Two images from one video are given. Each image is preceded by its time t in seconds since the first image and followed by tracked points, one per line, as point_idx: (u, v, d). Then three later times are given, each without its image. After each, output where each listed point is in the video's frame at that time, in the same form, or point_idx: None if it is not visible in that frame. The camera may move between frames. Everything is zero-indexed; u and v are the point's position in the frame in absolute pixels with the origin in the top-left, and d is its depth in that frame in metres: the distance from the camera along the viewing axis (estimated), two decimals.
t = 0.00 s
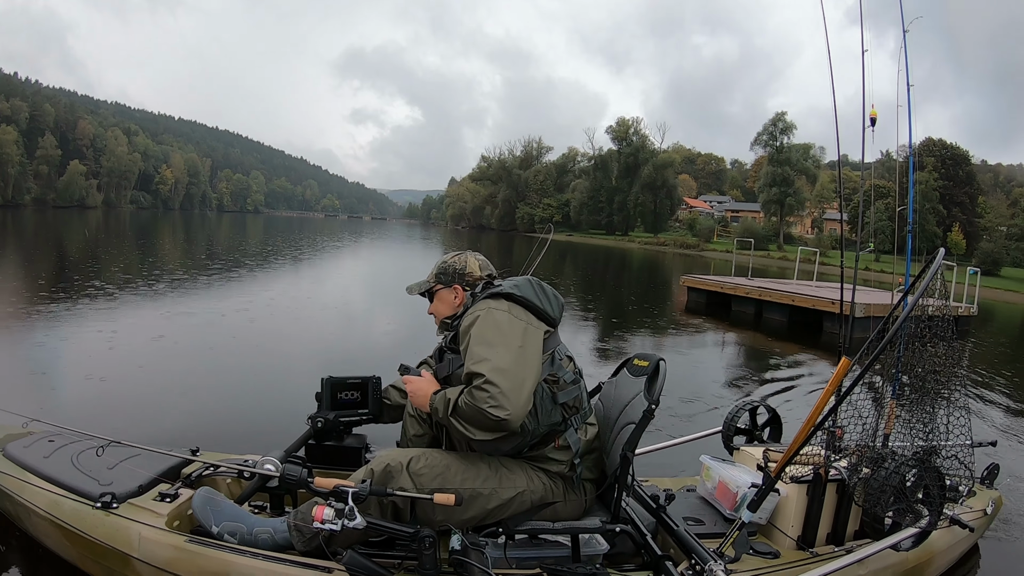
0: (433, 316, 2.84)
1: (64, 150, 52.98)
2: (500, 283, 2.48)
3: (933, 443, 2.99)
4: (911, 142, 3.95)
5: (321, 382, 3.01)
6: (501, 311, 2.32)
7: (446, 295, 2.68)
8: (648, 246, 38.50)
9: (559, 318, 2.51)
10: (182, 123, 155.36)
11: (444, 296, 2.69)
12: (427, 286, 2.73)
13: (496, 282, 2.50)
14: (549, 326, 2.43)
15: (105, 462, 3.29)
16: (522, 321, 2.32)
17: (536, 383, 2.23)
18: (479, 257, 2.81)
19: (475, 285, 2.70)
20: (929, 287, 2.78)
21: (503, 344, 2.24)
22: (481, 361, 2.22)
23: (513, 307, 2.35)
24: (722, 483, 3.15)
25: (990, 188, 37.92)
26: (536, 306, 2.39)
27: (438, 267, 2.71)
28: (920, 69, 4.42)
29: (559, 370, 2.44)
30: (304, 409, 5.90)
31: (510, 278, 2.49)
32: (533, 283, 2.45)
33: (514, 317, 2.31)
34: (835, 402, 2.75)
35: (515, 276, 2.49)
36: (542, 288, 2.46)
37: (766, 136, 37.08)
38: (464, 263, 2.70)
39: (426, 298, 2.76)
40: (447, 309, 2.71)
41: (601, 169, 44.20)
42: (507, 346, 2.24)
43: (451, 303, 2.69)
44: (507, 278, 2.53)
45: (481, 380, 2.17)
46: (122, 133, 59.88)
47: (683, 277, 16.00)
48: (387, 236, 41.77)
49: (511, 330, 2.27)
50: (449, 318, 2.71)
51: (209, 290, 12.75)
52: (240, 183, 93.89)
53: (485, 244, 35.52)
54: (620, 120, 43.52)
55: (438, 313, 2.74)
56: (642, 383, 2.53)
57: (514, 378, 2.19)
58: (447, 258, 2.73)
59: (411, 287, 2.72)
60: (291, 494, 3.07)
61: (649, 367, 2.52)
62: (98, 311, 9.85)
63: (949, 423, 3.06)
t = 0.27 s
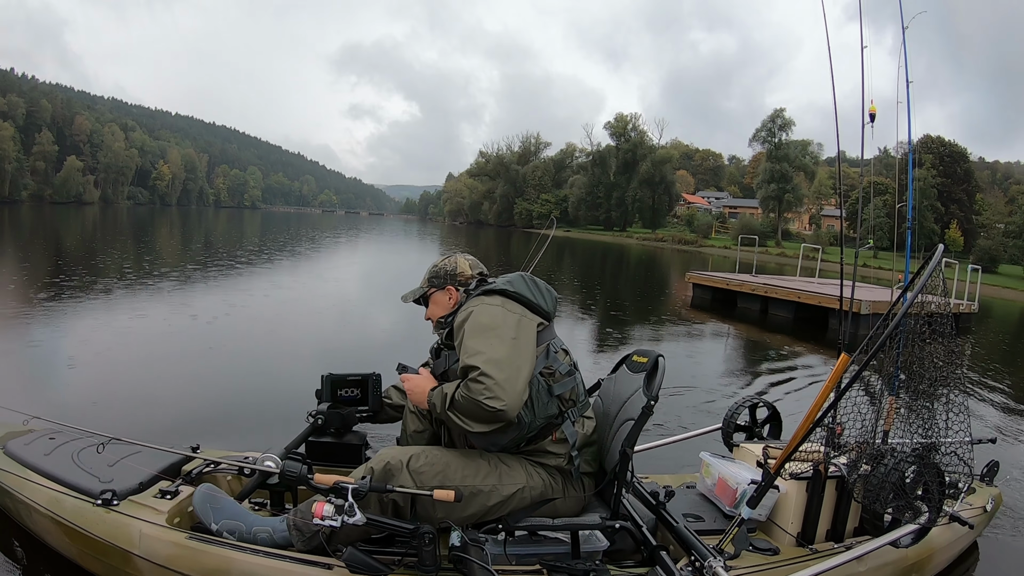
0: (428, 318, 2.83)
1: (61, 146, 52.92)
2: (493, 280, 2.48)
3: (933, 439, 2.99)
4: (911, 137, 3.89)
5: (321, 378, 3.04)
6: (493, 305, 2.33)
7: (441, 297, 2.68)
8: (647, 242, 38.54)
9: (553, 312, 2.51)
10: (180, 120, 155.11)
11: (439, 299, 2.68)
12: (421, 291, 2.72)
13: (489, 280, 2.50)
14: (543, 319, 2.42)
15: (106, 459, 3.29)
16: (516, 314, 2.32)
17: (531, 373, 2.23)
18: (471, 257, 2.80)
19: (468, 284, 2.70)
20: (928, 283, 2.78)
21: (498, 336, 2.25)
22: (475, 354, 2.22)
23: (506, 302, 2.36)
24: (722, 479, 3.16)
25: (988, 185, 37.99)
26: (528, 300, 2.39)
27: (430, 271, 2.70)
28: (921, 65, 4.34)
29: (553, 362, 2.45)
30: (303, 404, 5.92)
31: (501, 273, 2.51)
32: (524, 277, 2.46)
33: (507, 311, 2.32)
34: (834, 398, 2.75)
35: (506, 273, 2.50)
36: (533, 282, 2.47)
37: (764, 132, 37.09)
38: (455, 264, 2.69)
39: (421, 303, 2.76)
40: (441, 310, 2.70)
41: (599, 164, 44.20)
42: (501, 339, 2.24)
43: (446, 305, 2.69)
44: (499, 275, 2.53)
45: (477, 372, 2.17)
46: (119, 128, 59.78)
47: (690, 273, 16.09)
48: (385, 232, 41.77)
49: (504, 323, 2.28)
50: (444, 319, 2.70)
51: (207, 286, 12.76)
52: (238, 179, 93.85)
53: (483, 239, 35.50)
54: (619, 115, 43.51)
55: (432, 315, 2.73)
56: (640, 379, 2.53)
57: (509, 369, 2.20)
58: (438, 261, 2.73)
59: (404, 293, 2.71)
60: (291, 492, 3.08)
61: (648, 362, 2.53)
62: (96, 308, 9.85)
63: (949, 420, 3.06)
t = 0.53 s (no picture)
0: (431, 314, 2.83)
1: (57, 141, 52.75)
2: (496, 276, 2.48)
3: (932, 436, 2.99)
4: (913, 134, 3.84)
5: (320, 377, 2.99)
6: (496, 299, 2.34)
7: (444, 292, 2.67)
8: (645, 237, 38.53)
9: (556, 309, 2.51)
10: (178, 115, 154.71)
11: (442, 293, 2.68)
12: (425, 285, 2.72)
13: (492, 276, 2.50)
14: (543, 317, 2.42)
15: (106, 456, 3.29)
16: (517, 310, 2.33)
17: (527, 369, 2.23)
18: (475, 252, 2.79)
19: (472, 278, 2.69)
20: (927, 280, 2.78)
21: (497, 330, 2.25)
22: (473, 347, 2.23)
23: (509, 297, 2.36)
24: (721, 476, 3.16)
25: (986, 180, 37.95)
26: (530, 296, 2.39)
27: (434, 266, 2.70)
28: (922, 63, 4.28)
29: (552, 360, 2.45)
30: (302, 400, 5.91)
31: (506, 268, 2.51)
32: (527, 273, 2.46)
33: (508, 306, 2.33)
34: (835, 395, 2.75)
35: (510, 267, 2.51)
36: (536, 278, 2.47)
37: (762, 128, 37.00)
38: (459, 259, 2.69)
39: (424, 296, 2.75)
40: (443, 303, 2.69)
41: (597, 159, 44.10)
42: (500, 333, 2.25)
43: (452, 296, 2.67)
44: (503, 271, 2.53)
45: (473, 366, 2.18)
46: (115, 123, 59.58)
47: (696, 269, 16.11)
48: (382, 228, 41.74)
49: (504, 318, 2.28)
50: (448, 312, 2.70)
51: (205, 281, 12.74)
52: (235, 173, 93.61)
53: (480, 234, 35.47)
54: (617, 110, 43.40)
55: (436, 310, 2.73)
56: (640, 375, 2.53)
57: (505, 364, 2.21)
58: (444, 254, 2.73)
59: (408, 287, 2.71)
60: (291, 488, 3.08)
61: (648, 359, 2.52)
62: (93, 303, 9.83)
63: (948, 417, 3.06)
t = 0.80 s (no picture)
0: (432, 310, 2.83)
1: (54, 138, 52.58)
2: (495, 275, 2.48)
3: (932, 436, 2.99)
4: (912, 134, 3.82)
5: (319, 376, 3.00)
6: (496, 297, 2.35)
7: (444, 288, 2.67)
8: (643, 234, 38.51)
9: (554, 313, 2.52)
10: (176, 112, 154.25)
11: (443, 290, 2.68)
12: (425, 281, 2.72)
13: (491, 275, 2.51)
14: (540, 317, 2.42)
15: (106, 455, 3.29)
16: (517, 310, 2.33)
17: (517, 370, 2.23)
18: (476, 250, 2.78)
19: (472, 277, 2.68)
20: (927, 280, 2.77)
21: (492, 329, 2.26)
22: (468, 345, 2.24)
23: (508, 296, 2.37)
24: (721, 476, 3.16)
25: (982, 178, 37.96)
26: (530, 297, 2.39)
27: (434, 262, 2.69)
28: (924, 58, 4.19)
29: (548, 362, 2.45)
30: (300, 397, 5.91)
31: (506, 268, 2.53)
32: (527, 274, 2.48)
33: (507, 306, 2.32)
34: (835, 395, 2.75)
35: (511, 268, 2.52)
36: (536, 279, 2.48)
37: (761, 125, 36.95)
38: (459, 256, 2.68)
39: (424, 291, 2.75)
40: (443, 300, 2.69)
41: (595, 156, 44.04)
42: (495, 333, 2.25)
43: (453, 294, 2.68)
44: (502, 270, 2.53)
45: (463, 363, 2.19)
46: (112, 119, 59.44)
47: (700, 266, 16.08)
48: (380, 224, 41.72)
49: (501, 317, 2.28)
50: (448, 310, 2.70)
51: (202, 279, 12.71)
52: (232, 170, 93.47)
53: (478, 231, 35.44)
54: (615, 107, 43.33)
55: (437, 306, 2.73)
56: (639, 375, 2.54)
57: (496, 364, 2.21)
58: (446, 251, 2.73)
59: (408, 282, 2.71)
60: (292, 487, 3.09)
61: (647, 359, 2.53)
62: (90, 301, 9.80)
63: (948, 417, 3.06)
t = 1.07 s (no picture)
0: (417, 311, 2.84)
1: (50, 136, 52.35)
2: (477, 288, 2.51)
3: (933, 442, 2.99)
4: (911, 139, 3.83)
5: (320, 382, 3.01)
6: (467, 317, 2.40)
7: (429, 293, 2.68)
8: (640, 233, 38.49)
9: (537, 328, 2.52)
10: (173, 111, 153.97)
11: (427, 294, 2.69)
12: (411, 283, 2.73)
13: (473, 287, 2.53)
14: (515, 334, 2.45)
15: (105, 462, 3.28)
16: (483, 335, 2.37)
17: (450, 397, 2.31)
18: (464, 254, 2.77)
19: (459, 284, 2.69)
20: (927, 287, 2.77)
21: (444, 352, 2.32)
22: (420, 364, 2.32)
23: (478, 317, 2.41)
24: (722, 482, 3.15)
25: (978, 178, 38.04)
26: (508, 313, 2.43)
27: (421, 265, 2.69)
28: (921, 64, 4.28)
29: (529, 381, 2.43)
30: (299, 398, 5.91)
31: (491, 281, 2.54)
32: (510, 286, 2.48)
33: (476, 329, 2.36)
34: (836, 402, 2.74)
35: (495, 280, 2.53)
36: (521, 294, 2.48)
37: (758, 124, 36.93)
38: (447, 261, 2.68)
39: (411, 294, 2.76)
40: (426, 304, 2.72)
41: (592, 154, 43.97)
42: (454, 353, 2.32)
43: (438, 300, 2.69)
44: (486, 281, 2.55)
45: (394, 385, 2.27)
46: (108, 118, 59.24)
47: (703, 267, 16.08)
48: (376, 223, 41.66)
49: (462, 342, 2.33)
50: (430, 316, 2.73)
51: (198, 278, 12.68)
52: (229, 170, 93.32)
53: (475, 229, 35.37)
54: (612, 105, 43.30)
55: (422, 310, 2.75)
56: (639, 381, 2.53)
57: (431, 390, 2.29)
58: (435, 252, 2.74)
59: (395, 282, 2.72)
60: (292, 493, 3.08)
61: (647, 365, 2.52)
62: (86, 301, 9.76)
63: (948, 423, 3.06)
